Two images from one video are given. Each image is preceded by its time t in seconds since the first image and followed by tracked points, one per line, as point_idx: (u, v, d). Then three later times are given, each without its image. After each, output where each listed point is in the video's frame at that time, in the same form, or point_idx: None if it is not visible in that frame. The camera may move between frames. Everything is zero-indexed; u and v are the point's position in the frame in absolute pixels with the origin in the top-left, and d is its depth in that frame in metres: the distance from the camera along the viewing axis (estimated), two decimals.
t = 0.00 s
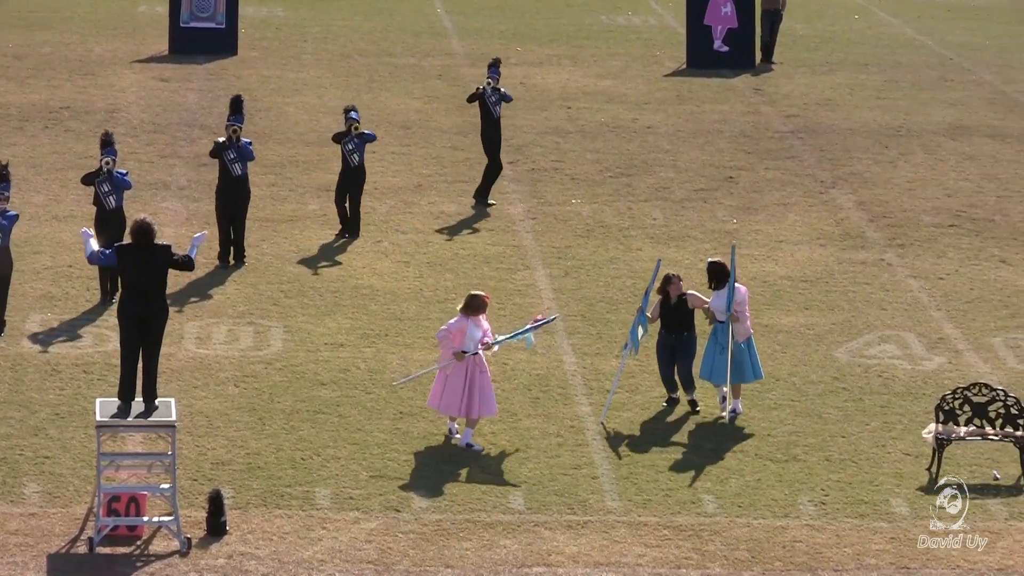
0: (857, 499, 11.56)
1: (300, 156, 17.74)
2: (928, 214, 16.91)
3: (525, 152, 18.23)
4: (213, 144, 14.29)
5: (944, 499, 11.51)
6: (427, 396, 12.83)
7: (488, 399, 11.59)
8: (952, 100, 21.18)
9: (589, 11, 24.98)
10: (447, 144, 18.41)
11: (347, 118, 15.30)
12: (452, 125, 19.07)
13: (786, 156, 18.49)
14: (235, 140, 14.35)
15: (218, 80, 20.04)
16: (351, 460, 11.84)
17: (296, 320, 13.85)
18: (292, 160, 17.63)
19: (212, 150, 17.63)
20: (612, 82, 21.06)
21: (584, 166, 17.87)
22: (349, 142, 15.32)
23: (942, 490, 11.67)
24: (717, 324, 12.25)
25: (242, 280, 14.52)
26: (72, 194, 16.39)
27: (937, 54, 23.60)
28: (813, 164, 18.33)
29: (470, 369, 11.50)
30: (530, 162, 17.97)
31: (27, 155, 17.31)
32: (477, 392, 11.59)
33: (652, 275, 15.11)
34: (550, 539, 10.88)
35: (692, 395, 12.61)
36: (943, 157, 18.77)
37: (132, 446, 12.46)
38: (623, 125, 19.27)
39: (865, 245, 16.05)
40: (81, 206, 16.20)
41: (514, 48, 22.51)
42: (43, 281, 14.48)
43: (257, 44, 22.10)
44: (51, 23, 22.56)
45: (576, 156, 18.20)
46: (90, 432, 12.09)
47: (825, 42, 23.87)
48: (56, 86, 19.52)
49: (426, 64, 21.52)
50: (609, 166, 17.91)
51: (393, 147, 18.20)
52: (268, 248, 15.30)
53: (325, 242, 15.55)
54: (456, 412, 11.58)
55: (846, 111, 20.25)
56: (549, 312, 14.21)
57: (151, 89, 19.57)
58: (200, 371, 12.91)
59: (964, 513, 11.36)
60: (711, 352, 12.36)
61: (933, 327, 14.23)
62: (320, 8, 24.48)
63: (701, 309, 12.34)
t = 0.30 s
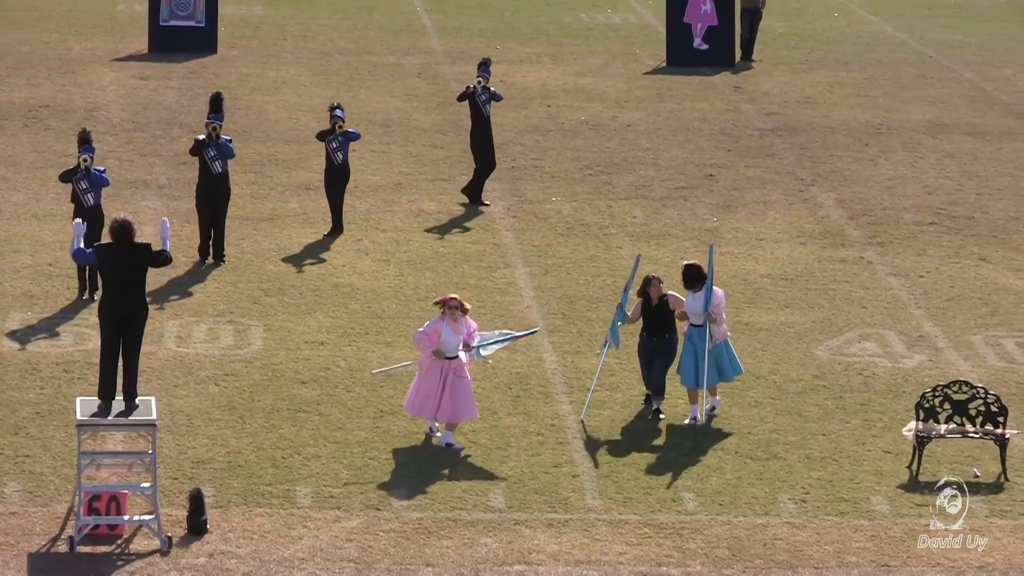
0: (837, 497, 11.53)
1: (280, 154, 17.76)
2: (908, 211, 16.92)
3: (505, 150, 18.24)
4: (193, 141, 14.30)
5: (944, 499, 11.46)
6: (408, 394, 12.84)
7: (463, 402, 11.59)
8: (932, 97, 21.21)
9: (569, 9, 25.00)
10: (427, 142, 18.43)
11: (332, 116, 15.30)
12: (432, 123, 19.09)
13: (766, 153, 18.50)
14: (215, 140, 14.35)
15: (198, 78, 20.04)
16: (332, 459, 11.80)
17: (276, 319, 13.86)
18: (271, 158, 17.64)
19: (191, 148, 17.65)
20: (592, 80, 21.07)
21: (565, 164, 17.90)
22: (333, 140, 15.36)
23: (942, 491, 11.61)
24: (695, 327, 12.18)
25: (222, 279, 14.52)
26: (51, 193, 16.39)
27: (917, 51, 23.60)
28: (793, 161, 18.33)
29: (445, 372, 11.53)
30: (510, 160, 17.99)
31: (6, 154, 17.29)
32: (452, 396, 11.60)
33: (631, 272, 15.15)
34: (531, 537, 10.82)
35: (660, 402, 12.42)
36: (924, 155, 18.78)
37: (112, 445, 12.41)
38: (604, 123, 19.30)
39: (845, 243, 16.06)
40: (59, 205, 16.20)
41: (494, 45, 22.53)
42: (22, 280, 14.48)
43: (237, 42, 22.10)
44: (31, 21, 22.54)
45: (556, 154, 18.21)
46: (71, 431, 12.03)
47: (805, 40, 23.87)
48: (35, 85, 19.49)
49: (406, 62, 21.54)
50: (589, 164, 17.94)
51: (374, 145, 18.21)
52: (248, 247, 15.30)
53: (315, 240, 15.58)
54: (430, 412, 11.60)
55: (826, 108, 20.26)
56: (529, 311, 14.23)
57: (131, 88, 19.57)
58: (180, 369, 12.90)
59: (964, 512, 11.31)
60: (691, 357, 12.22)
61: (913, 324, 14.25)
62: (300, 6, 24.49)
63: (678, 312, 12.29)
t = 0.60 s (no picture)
0: (824, 496, 11.51)
1: (266, 153, 17.77)
2: (894, 210, 16.93)
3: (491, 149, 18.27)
4: (179, 140, 14.31)
5: (944, 499, 11.42)
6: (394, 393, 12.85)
7: (449, 399, 11.60)
8: (919, 96, 21.24)
9: (555, 8, 25.03)
10: (413, 141, 18.44)
11: (323, 115, 15.25)
12: (418, 122, 19.11)
13: (753, 152, 18.52)
14: (199, 139, 14.38)
15: (184, 78, 20.06)
16: (319, 458, 11.78)
17: (263, 318, 13.87)
18: (258, 158, 17.65)
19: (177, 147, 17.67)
20: (578, 79, 21.10)
21: (551, 163, 17.92)
22: (324, 139, 15.32)
23: (943, 491, 11.57)
24: (683, 329, 12.15)
25: (209, 279, 14.53)
26: (37, 193, 16.40)
27: (903, 50, 23.63)
28: (779, 160, 18.34)
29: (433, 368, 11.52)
30: (496, 159, 18.01)
31: None
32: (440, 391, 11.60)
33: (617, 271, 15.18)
34: (518, 535, 10.80)
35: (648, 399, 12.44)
36: (910, 154, 18.79)
37: (99, 444, 12.39)
38: (590, 122, 19.32)
39: (832, 242, 16.07)
40: (44, 204, 16.21)
41: (481, 45, 22.55)
42: (9, 280, 14.48)
43: (224, 42, 22.10)
44: (17, 21, 22.54)
45: (542, 153, 18.22)
46: (58, 431, 12.01)
47: (791, 39, 23.88)
48: (22, 84, 19.49)
49: (392, 61, 21.57)
50: (576, 163, 17.96)
51: (361, 144, 18.22)
52: (235, 246, 15.31)
53: (304, 240, 15.59)
54: (416, 409, 11.60)
55: (812, 107, 20.28)
56: (514, 310, 14.25)
57: (117, 88, 19.59)
58: (167, 369, 12.90)
59: (964, 512, 11.28)
60: (677, 358, 12.23)
61: (899, 323, 14.27)
62: (287, 5, 24.51)
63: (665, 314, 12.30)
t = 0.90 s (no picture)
0: (817, 493, 11.51)
1: (260, 151, 17.77)
2: (888, 207, 16.94)
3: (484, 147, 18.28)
4: (174, 136, 14.35)
5: (944, 499, 11.37)
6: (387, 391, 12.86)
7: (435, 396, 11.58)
8: (913, 93, 21.25)
9: (549, 6, 25.03)
10: (407, 139, 18.44)
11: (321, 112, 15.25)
12: (411, 119, 19.11)
13: (746, 150, 18.52)
14: (194, 135, 14.44)
15: (177, 75, 20.06)
16: (313, 455, 11.78)
17: (256, 315, 13.88)
18: (251, 155, 17.65)
19: (171, 145, 17.67)
20: (571, 76, 21.10)
21: (544, 161, 17.92)
22: (322, 136, 15.30)
23: (942, 492, 11.51)
24: (686, 335, 11.95)
25: (203, 276, 14.53)
26: (30, 190, 16.40)
27: (897, 47, 23.63)
28: (772, 157, 18.33)
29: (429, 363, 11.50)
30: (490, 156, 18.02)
31: None
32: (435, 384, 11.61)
33: (610, 268, 15.18)
34: (511, 532, 10.80)
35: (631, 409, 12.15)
36: (903, 151, 18.79)
37: (93, 441, 12.38)
38: (583, 119, 19.32)
39: (825, 239, 16.08)
40: (37, 201, 16.21)
41: (475, 43, 22.55)
42: (3, 277, 14.49)
43: (218, 39, 22.10)
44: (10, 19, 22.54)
45: (536, 151, 18.22)
46: (51, 428, 12.01)
47: (785, 36, 23.88)
48: (16, 82, 19.48)
49: (386, 58, 21.57)
50: (569, 160, 17.97)
51: (355, 141, 18.23)
52: (228, 243, 15.31)
53: (298, 240, 15.53)
54: (405, 405, 11.58)
55: (805, 105, 20.28)
56: (507, 307, 14.26)
57: (110, 85, 19.59)
58: (161, 366, 12.90)
59: (965, 512, 11.22)
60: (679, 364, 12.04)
61: (892, 320, 14.28)
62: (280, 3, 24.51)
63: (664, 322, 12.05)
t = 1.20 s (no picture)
0: (816, 490, 11.51)
1: (259, 148, 17.77)
2: (887, 204, 16.94)
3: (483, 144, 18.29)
4: (175, 133, 14.33)
5: (944, 499, 11.32)
6: (386, 388, 12.86)
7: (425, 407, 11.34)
8: (912, 89, 21.25)
9: (548, 3, 25.03)
10: (406, 135, 18.44)
11: (321, 108, 15.32)
12: (410, 116, 19.11)
13: (745, 147, 18.53)
14: (196, 131, 14.41)
15: (176, 72, 20.06)
16: (312, 452, 11.78)
17: (255, 312, 13.88)
18: (250, 152, 17.65)
19: (169, 142, 17.67)
20: (570, 73, 21.10)
21: (543, 158, 17.92)
22: (322, 133, 15.36)
23: (942, 492, 11.47)
24: (693, 336, 11.81)
25: (202, 273, 14.53)
26: (29, 187, 16.41)
27: (895, 44, 23.63)
28: (771, 154, 18.34)
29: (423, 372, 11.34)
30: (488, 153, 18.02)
31: None
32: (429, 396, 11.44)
33: (610, 265, 15.19)
34: (510, 529, 10.80)
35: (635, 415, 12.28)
36: (902, 148, 18.79)
37: (92, 438, 12.38)
38: (582, 116, 19.32)
39: (824, 236, 16.08)
40: (36, 198, 16.21)
41: (474, 40, 22.55)
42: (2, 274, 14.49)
43: (217, 36, 22.10)
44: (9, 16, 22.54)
45: (534, 147, 18.22)
46: (50, 425, 12.01)
47: (784, 33, 23.89)
48: (15, 79, 19.49)
49: (384, 55, 21.57)
50: (568, 157, 17.97)
51: (353, 139, 18.23)
52: (227, 240, 15.32)
53: (296, 238, 15.52)
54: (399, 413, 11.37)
55: (804, 102, 20.28)
56: (506, 304, 14.27)
57: (108, 82, 19.59)
58: (160, 363, 12.91)
59: (965, 513, 11.17)
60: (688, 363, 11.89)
61: (891, 317, 14.28)
62: None
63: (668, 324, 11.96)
